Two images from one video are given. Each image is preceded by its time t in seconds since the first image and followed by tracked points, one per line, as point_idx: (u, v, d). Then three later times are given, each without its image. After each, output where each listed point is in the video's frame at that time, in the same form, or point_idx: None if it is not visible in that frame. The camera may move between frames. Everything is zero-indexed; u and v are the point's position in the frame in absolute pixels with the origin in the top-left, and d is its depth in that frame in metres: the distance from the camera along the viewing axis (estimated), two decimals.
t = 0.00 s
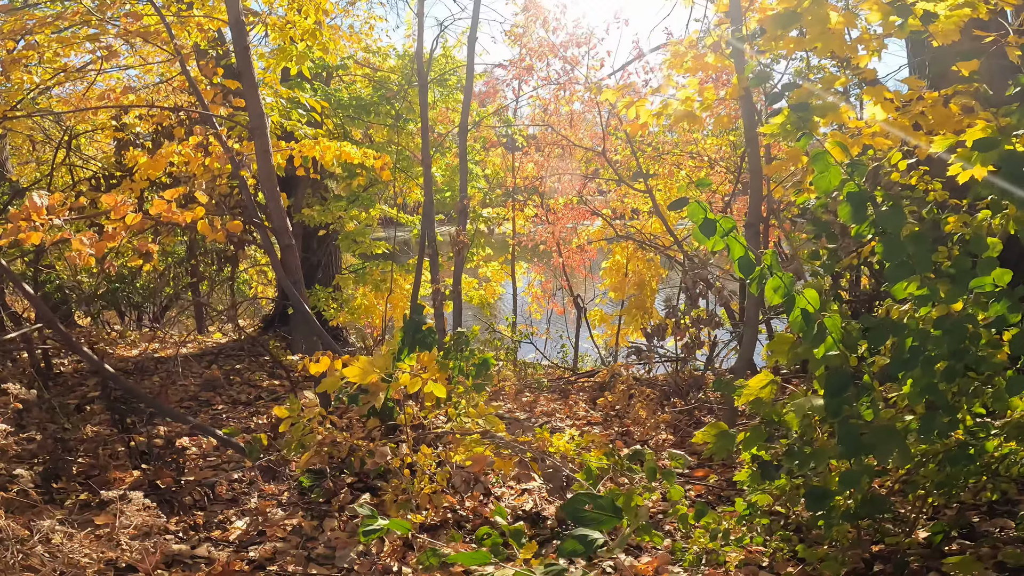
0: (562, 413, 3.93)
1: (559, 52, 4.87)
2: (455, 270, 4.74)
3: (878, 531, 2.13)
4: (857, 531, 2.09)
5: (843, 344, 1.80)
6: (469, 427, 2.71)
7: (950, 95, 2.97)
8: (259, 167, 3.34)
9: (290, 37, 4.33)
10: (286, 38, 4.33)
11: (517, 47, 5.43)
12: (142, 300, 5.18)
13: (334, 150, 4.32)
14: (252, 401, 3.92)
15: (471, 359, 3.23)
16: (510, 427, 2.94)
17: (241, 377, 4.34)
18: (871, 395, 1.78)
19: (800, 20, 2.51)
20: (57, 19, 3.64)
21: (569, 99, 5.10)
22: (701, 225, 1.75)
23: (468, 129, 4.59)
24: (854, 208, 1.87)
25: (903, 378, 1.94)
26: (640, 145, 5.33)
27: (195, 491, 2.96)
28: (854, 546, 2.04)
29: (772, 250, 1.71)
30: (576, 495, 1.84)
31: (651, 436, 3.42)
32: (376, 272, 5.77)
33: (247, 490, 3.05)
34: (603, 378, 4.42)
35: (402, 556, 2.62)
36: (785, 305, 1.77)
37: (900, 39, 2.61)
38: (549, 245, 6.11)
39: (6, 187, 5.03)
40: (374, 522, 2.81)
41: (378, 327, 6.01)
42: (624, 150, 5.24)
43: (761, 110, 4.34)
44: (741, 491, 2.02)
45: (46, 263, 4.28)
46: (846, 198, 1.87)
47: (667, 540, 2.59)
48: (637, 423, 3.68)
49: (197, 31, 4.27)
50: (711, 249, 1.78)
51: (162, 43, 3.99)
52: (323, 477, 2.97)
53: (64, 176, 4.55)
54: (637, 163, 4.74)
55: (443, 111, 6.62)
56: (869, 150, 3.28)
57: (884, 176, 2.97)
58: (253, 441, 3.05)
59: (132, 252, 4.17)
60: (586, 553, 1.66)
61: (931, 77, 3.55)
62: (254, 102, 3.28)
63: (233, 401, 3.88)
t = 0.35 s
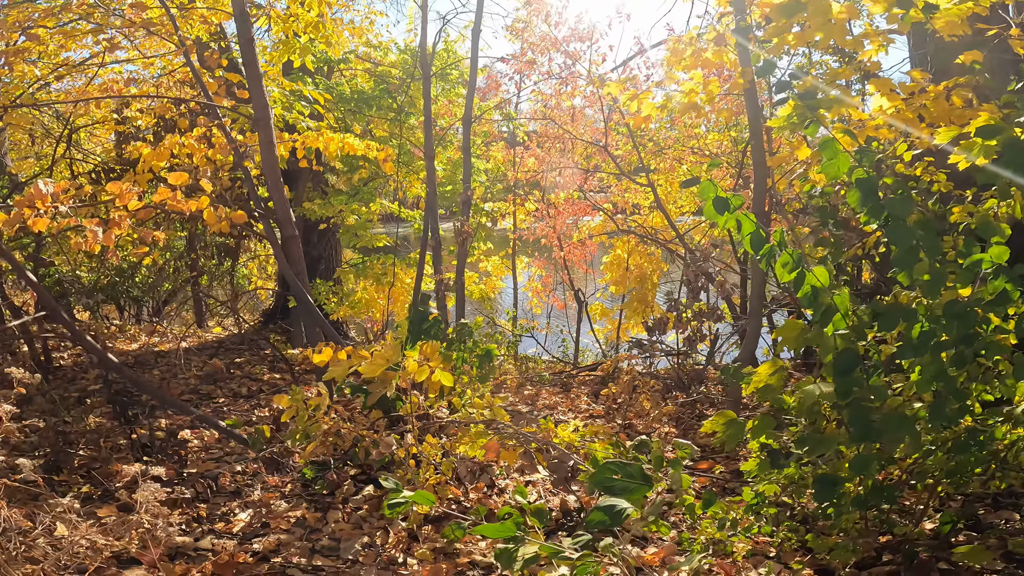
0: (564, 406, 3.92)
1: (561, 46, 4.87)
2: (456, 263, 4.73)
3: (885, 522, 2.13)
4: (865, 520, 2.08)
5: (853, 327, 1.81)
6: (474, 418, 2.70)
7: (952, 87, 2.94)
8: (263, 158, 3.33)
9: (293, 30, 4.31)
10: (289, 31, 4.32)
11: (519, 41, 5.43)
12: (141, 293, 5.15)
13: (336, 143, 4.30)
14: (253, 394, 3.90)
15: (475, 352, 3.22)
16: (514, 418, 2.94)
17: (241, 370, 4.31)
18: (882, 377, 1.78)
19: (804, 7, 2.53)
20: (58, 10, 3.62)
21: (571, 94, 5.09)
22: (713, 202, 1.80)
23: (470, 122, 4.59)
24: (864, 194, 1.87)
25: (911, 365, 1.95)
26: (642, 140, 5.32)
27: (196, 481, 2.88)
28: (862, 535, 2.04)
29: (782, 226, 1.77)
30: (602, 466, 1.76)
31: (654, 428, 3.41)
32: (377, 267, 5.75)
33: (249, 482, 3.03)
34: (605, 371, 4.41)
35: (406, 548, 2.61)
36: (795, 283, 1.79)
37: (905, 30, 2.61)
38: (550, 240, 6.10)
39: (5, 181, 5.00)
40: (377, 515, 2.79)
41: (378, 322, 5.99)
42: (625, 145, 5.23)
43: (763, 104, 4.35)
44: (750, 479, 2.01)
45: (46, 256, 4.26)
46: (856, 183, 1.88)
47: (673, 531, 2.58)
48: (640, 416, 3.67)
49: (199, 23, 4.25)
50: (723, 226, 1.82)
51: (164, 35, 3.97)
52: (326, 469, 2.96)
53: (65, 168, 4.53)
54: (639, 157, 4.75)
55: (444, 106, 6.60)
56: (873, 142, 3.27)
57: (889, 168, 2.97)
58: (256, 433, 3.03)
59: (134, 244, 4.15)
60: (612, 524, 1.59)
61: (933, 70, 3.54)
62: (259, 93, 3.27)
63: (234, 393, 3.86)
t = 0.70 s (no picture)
0: (566, 398, 3.92)
1: (563, 40, 4.86)
2: (457, 257, 4.73)
3: (889, 511, 2.14)
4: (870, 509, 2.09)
5: (860, 314, 1.82)
6: (478, 409, 2.70)
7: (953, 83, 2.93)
8: (265, 149, 3.33)
9: (294, 23, 4.30)
10: (291, 24, 4.30)
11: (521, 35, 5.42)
12: (141, 286, 5.14)
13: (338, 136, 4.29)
14: (254, 386, 3.89)
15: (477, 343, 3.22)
16: (518, 409, 2.94)
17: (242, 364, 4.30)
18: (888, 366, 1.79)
19: None
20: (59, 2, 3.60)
21: (572, 88, 5.08)
22: (720, 188, 1.78)
23: (472, 114, 4.58)
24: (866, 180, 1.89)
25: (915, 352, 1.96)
26: (644, 135, 5.31)
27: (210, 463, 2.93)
28: (866, 524, 2.05)
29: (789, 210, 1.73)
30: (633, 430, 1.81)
31: (656, 419, 3.41)
32: (377, 261, 5.74)
33: (251, 473, 3.02)
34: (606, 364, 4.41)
35: (411, 539, 2.62)
36: (803, 269, 1.80)
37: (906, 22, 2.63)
38: (550, 235, 6.09)
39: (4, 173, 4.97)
40: (380, 506, 2.80)
41: (378, 316, 5.98)
42: (627, 139, 5.22)
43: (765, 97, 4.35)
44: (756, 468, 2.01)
45: (46, 249, 4.24)
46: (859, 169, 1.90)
47: (676, 520, 2.59)
48: (642, 408, 3.67)
49: (200, 16, 4.23)
50: (729, 211, 1.80)
51: (166, 27, 3.96)
52: (328, 459, 2.97)
53: (65, 162, 4.51)
54: (641, 151, 4.75)
55: (444, 101, 6.58)
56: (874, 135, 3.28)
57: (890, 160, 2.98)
58: (259, 424, 3.02)
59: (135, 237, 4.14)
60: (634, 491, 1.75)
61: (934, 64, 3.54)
62: (262, 84, 3.26)
63: (235, 386, 3.85)
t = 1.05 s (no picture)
0: (567, 387, 3.92)
1: (564, 31, 4.85)
2: (458, 247, 4.71)
3: (893, 497, 2.15)
4: (874, 494, 2.10)
5: (860, 294, 1.86)
6: (481, 396, 2.70)
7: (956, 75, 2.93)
8: (268, 136, 3.33)
9: (295, 12, 4.28)
10: (292, 13, 4.28)
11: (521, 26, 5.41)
12: (140, 276, 5.12)
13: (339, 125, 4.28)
14: (255, 375, 3.87)
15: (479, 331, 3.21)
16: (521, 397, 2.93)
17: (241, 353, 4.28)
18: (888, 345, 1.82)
19: None
20: None
21: (573, 80, 5.07)
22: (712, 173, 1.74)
23: (475, 104, 4.56)
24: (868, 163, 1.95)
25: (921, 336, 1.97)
26: (644, 126, 5.31)
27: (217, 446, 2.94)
28: (870, 509, 2.06)
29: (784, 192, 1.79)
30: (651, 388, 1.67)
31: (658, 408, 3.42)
32: (377, 251, 5.72)
33: (253, 460, 3.01)
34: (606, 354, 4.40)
35: (414, 525, 2.61)
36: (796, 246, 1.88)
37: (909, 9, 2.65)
38: (550, 226, 6.08)
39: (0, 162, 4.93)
40: (382, 494, 2.79)
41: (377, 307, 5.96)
42: (628, 130, 5.22)
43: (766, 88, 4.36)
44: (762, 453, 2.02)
45: (43, 239, 4.20)
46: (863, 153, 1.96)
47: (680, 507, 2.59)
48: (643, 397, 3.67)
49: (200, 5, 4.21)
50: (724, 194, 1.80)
51: (167, 16, 3.95)
52: (330, 447, 2.96)
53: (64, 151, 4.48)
54: (640, 142, 4.75)
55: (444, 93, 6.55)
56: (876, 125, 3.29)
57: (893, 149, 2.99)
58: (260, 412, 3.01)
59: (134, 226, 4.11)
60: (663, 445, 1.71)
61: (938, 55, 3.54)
62: (265, 71, 3.26)
63: (235, 375, 3.83)
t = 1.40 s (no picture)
0: (568, 379, 3.91)
1: (566, 24, 4.83)
2: (459, 239, 4.69)
3: (898, 489, 2.14)
4: (879, 483, 2.10)
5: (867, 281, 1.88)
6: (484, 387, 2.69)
7: (960, 67, 2.94)
8: (269, 127, 3.33)
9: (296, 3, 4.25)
10: (292, 4, 4.25)
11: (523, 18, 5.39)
12: (138, 269, 5.08)
13: (340, 116, 4.26)
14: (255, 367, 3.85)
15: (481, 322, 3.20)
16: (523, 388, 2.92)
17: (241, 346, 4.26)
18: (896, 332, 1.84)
19: None
20: None
21: (575, 73, 5.06)
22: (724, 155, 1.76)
23: (477, 96, 4.54)
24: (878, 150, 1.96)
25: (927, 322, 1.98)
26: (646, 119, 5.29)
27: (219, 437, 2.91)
28: (876, 499, 2.06)
29: (789, 179, 1.79)
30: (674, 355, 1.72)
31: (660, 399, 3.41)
32: (376, 244, 5.70)
33: (255, 451, 2.99)
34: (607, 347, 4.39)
35: (416, 516, 2.60)
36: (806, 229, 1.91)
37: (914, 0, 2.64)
38: (550, 219, 6.07)
39: None
40: (384, 485, 2.78)
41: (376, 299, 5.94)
42: (629, 123, 5.20)
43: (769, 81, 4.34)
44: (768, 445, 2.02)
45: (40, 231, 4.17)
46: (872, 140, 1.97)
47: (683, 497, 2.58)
48: (645, 388, 3.66)
49: None
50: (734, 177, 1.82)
51: (167, 7, 3.92)
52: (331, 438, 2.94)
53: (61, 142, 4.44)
54: (642, 135, 4.73)
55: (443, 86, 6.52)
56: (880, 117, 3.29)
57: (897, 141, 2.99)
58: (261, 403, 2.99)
59: (132, 217, 4.08)
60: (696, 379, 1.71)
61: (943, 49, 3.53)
62: (267, 61, 3.25)
63: (235, 367, 3.81)
